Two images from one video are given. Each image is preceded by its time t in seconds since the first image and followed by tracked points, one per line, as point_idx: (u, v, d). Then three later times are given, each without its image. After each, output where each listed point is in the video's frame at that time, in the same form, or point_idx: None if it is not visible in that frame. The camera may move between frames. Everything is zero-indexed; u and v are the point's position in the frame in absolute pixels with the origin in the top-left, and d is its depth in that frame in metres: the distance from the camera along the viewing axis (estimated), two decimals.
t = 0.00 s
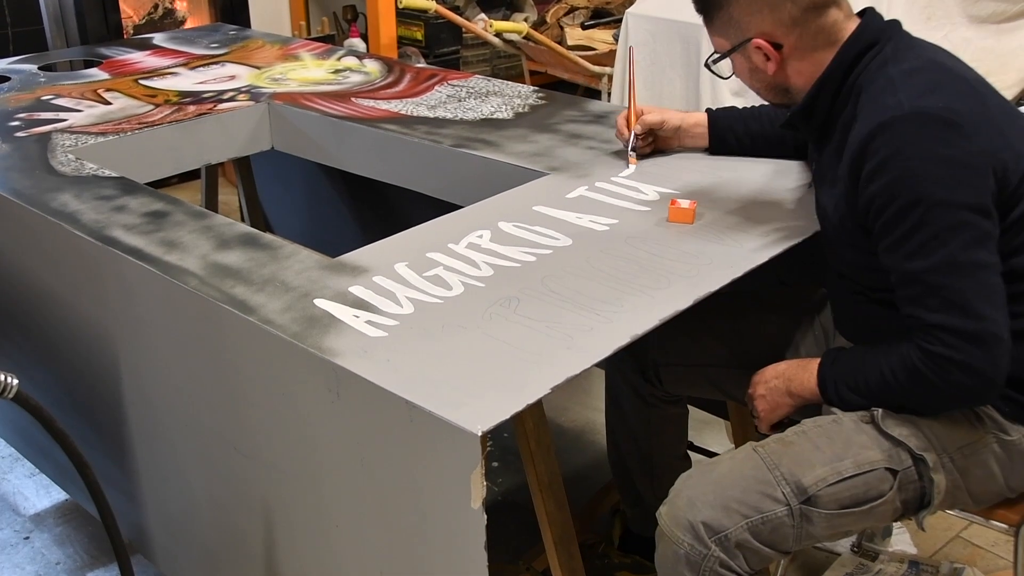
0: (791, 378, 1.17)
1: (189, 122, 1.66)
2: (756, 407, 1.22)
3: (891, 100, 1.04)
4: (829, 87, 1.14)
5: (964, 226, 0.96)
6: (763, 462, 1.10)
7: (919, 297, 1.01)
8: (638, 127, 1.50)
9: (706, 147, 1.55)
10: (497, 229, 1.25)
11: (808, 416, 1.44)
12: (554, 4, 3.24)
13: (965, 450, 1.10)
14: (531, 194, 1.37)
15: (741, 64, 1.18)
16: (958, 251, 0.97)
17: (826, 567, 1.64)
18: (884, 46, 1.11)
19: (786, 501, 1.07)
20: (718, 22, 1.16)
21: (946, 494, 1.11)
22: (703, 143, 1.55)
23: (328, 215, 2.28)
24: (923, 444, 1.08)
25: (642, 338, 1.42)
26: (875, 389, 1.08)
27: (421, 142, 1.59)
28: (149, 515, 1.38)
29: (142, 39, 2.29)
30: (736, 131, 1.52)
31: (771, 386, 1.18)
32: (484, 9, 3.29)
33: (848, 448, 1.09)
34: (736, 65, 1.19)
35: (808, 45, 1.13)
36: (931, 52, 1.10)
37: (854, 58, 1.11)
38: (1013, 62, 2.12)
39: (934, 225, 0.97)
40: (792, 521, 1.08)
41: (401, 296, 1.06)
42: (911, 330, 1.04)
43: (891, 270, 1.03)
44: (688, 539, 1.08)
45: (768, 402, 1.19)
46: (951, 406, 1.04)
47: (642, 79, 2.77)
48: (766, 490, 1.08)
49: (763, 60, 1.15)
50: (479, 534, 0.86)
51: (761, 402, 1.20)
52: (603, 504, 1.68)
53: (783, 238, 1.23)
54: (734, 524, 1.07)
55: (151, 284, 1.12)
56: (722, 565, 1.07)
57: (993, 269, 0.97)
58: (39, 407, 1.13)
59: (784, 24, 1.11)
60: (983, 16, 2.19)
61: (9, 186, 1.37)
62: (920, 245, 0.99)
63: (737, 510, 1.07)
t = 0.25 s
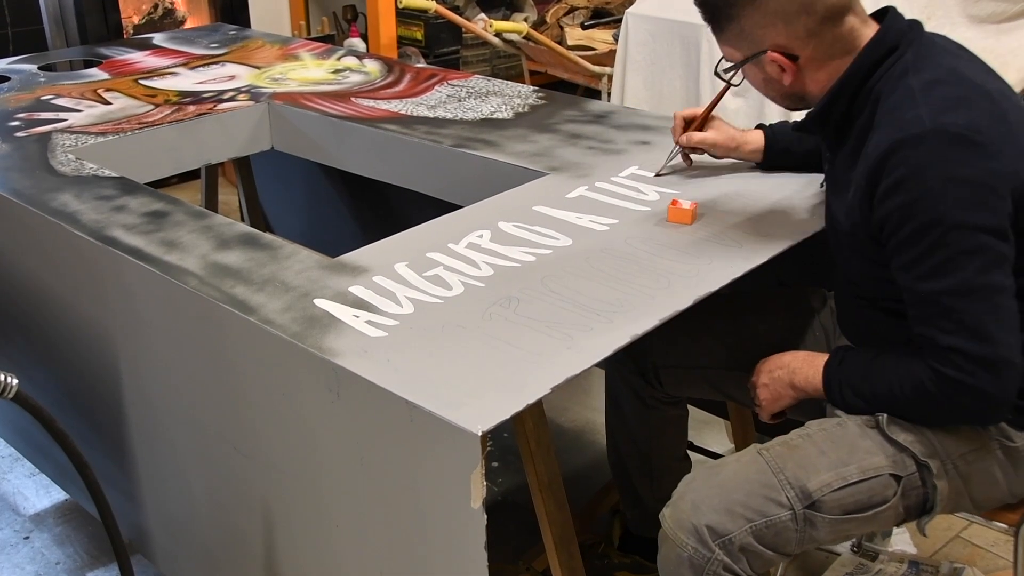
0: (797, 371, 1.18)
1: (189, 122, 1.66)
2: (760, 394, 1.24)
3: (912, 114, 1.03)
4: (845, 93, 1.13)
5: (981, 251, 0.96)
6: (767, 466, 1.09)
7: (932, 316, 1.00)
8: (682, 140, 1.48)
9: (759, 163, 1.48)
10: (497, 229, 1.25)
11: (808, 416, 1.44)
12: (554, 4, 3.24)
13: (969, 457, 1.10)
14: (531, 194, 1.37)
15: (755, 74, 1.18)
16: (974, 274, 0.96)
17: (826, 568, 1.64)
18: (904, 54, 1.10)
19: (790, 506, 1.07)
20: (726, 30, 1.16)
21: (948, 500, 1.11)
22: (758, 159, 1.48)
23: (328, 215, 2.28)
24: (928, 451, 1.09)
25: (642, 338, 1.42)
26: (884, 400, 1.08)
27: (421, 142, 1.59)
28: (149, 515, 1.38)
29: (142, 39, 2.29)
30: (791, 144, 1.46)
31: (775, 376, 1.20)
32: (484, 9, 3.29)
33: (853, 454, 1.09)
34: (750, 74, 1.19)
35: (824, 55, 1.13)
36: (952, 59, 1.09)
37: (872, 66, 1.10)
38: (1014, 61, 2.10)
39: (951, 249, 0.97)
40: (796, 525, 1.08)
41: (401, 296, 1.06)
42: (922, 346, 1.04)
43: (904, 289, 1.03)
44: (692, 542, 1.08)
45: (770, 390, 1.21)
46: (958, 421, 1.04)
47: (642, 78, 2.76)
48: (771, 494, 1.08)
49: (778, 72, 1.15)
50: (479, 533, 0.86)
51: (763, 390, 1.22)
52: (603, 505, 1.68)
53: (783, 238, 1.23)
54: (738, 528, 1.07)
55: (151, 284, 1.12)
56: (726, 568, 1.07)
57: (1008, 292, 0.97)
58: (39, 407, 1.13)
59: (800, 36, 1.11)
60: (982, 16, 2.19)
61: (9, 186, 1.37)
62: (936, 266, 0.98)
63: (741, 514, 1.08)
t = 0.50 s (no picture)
0: (793, 376, 1.18)
1: (189, 122, 1.66)
2: (757, 407, 1.23)
3: (904, 93, 1.03)
4: (842, 79, 1.13)
5: (969, 221, 0.97)
6: (760, 459, 1.10)
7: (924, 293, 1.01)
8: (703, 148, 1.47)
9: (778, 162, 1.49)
10: (497, 229, 1.25)
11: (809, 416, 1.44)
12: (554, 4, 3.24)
13: (965, 447, 1.10)
14: (531, 194, 1.37)
15: (756, 73, 1.17)
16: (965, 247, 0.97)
17: (826, 567, 1.64)
18: (899, 41, 1.11)
19: (784, 498, 1.07)
20: (725, 32, 1.16)
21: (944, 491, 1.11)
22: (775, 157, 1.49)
23: (329, 215, 2.28)
24: (922, 441, 1.08)
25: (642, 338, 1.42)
26: (877, 385, 1.09)
27: (422, 142, 1.59)
28: (149, 515, 1.38)
29: (142, 40, 2.29)
30: (809, 139, 1.47)
31: (772, 384, 1.19)
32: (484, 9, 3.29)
33: (846, 445, 1.09)
34: (751, 76, 1.18)
35: (820, 47, 1.13)
36: (948, 49, 1.09)
37: (868, 52, 1.11)
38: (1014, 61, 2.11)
39: (939, 217, 0.97)
40: (791, 518, 1.07)
41: (402, 296, 1.06)
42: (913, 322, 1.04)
43: (896, 262, 1.03)
44: (686, 536, 1.08)
45: (768, 399, 1.20)
46: (949, 403, 1.04)
47: (642, 79, 2.76)
48: (764, 487, 1.08)
49: (779, 67, 1.15)
50: (479, 534, 0.86)
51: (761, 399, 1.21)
52: (603, 505, 1.68)
53: (784, 238, 1.23)
54: (732, 521, 1.07)
55: (151, 284, 1.12)
56: (720, 562, 1.07)
57: (998, 266, 0.97)
58: (40, 407, 1.13)
59: (797, 29, 1.11)
60: (983, 16, 2.19)
61: (9, 186, 1.37)
62: (925, 239, 0.99)
63: (736, 507, 1.07)
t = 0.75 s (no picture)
0: (817, 370, 1.17)
1: (190, 122, 1.66)
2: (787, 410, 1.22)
3: (938, 79, 1.03)
4: (874, 64, 1.12)
5: (1006, 201, 0.96)
6: (756, 454, 1.10)
7: (957, 267, 1.01)
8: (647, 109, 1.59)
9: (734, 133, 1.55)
10: (498, 229, 1.25)
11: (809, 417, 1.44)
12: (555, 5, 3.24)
13: (963, 442, 1.09)
14: (531, 194, 1.37)
15: (792, 35, 1.14)
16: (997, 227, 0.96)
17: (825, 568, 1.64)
18: (936, 29, 1.09)
19: (779, 493, 1.07)
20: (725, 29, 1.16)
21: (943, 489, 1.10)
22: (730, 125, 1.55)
23: (329, 215, 2.28)
24: (920, 437, 1.08)
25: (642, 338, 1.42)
26: (903, 376, 1.07)
27: (422, 143, 1.59)
28: (149, 516, 1.38)
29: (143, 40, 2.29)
30: (760, 111, 1.52)
31: (799, 383, 1.19)
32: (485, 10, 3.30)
33: (842, 441, 1.09)
34: (786, 36, 1.16)
35: (867, 17, 1.10)
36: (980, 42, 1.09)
37: (903, 37, 1.09)
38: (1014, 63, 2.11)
39: (975, 200, 0.97)
40: (786, 512, 1.07)
41: (402, 296, 1.06)
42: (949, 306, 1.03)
43: (928, 248, 1.04)
44: (682, 531, 1.08)
45: (797, 401, 1.19)
46: (978, 390, 1.03)
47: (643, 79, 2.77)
48: (760, 481, 1.08)
49: (818, 30, 1.12)
50: (479, 534, 0.86)
51: (791, 404, 1.20)
52: (603, 505, 1.68)
53: (784, 238, 1.23)
54: (728, 515, 1.07)
55: (151, 284, 1.12)
56: (716, 556, 1.07)
57: None
58: (39, 408, 1.13)
59: None
60: (983, 18, 2.19)
61: (10, 186, 1.37)
62: (964, 219, 0.99)
63: (730, 501, 1.07)
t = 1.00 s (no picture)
0: (808, 378, 1.17)
1: (189, 122, 1.66)
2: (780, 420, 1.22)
3: (896, 84, 1.05)
4: (833, 76, 1.15)
5: (972, 198, 0.97)
6: (754, 453, 1.10)
7: (927, 267, 1.01)
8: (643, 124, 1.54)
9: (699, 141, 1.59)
10: (497, 229, 1.25)
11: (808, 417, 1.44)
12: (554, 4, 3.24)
13: (962, 440, 1.10)
14: (531, 193, 1.37)
15: (749, 62, 1.19)
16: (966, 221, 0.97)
17: (825, 567, 1.64)
18: (890, 38, 1.12)
19: (778, 491, 1.07)
20: (727, 21, 1.16)
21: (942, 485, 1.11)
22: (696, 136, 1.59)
23: (329, 216, 2.28)
24: (916, 433, 1.08)
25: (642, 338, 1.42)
26: (894, 374, 1.08)
27: (422, 142, 1.59)
28: (150, 516, 1.38)
29: (142, 39, 2.29)
30: (727, 123, 1.56)
31: (790, 392, 1.19)
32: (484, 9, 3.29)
33: (839, 438, 1.09)
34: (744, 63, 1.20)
35: (810, 43, 1.14)
36: (936, 44, 1.11)
37: (861, 47, 1.13)
38: (1014, 61, 2.11)
39: (942, 199, 0.98)
40: (785, 510, 1.07)
41: (401, 296, 1.06)
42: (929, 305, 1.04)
43: (902, 251, 1.04)
44: (681, 530, 1.07)
45: (788, 409, 1.19)
46: (965, 384, 1.03)
47: (642, 78, 2.77)
48: (758, 479, 1.08)
49: (769, 58, 1.16)
50: (480, 534, 0.86)
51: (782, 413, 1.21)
52: (603, 505, 1.68)
53: (783, 237, 1.23)
54: (727, 514, 1.07)
55: (151, 283, 1.12)
56: (716, 555, 1.07)
57: (1005, 236, 0.98)
58: (40, 408, 1.13)
59: (787, 24, 1.12)
60: (983, 16, 2.19)
61: (9, 186, 1.37)
62: (931, 220, 0.99)
63: (728, 500, 1.07)
